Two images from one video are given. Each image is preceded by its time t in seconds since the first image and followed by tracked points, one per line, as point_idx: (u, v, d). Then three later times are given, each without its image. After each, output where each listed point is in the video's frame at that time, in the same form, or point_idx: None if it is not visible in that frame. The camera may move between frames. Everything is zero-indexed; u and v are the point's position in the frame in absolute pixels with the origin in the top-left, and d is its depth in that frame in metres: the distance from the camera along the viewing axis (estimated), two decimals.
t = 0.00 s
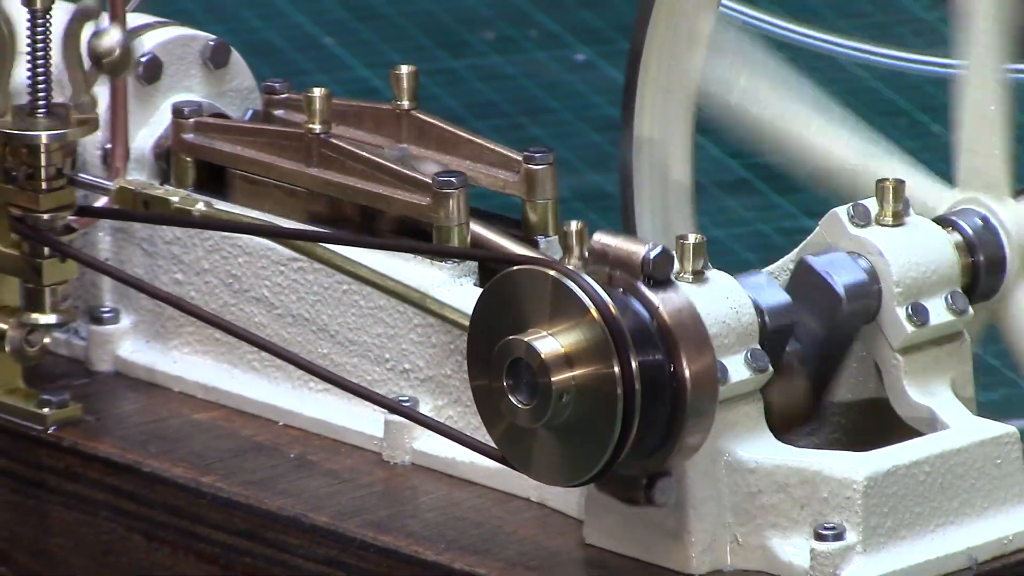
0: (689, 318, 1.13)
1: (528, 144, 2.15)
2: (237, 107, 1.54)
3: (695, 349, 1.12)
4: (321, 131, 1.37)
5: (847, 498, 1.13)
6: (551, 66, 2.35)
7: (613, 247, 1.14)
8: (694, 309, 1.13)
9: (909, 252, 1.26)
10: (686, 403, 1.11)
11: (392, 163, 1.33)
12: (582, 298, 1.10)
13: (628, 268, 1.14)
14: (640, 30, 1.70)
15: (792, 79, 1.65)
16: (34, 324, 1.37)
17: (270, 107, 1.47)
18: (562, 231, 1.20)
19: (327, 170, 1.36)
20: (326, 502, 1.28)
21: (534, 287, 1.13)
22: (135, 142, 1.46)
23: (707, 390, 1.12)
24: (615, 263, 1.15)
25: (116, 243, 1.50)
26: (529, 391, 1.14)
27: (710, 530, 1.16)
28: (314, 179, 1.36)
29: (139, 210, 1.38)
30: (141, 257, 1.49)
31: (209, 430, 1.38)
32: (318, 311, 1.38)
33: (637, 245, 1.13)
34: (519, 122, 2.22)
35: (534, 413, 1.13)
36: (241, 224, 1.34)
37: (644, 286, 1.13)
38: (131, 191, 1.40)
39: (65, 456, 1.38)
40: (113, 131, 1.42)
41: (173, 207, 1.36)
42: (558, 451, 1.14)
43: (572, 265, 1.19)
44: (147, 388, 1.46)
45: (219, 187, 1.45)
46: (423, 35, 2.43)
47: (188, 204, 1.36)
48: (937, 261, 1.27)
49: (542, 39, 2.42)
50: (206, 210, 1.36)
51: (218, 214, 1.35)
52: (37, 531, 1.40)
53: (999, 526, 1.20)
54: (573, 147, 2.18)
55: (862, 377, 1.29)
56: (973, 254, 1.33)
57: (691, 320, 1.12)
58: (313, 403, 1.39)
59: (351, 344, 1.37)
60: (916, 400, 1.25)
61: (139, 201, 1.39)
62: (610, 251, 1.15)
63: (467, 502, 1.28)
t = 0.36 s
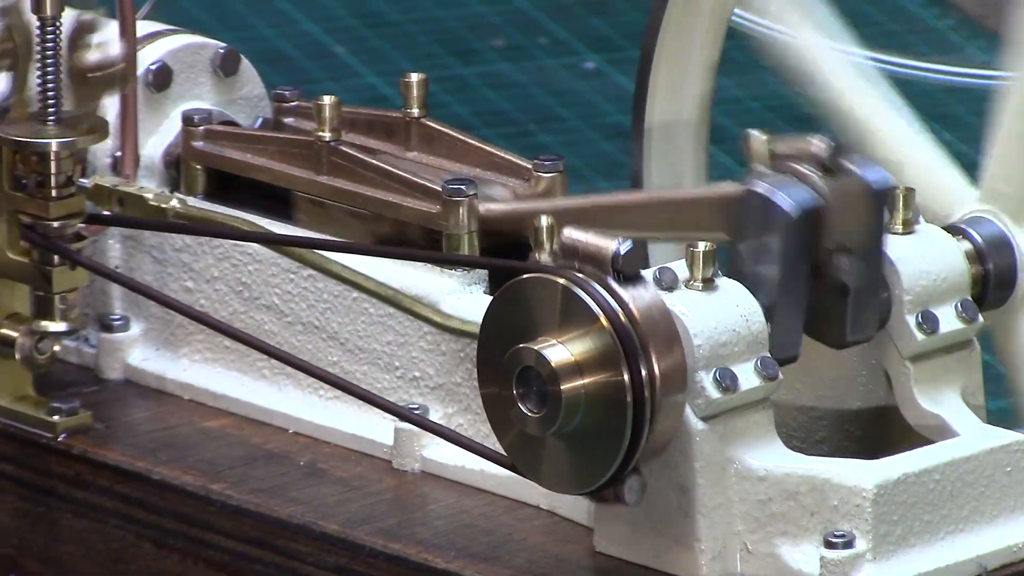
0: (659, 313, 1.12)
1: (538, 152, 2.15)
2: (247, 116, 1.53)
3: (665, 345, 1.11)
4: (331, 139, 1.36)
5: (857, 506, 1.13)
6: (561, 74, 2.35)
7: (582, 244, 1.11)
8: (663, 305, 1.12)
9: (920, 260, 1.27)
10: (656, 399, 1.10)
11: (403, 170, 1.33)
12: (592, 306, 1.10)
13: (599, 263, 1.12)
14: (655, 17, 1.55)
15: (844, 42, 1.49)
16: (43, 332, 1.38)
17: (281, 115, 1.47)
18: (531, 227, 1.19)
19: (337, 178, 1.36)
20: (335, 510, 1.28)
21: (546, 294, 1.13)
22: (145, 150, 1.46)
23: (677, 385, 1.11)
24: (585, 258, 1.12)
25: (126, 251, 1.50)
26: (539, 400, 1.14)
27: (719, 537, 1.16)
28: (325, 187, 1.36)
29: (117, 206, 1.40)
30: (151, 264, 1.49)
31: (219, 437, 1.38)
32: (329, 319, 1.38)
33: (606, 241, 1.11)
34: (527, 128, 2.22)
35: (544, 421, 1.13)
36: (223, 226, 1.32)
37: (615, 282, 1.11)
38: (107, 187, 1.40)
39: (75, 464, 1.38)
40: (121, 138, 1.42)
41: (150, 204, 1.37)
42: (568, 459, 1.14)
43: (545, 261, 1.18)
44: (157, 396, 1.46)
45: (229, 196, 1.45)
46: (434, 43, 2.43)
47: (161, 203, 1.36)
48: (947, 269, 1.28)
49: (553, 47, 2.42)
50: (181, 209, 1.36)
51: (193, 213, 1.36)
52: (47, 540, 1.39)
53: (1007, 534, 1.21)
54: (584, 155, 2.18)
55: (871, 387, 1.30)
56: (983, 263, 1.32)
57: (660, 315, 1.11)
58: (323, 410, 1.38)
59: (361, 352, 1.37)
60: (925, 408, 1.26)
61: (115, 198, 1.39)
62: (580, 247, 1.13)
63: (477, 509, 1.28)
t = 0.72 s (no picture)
0: (701, 300, 1.11)
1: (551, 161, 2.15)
2: (259, 124, 1.53)
3: (707, 331, 1.10)
4: (343, 148, 1.36)
5: (867, 515, 1.13)
6: (574, 83, 2.34)
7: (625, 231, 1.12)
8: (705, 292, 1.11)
9: (931, 269, 1.28)
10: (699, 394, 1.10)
11: (414, 180, 1.33)
12: (603, 314, 1.09)
13: (639, 253, 1.12)
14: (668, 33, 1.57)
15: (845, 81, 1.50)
16: (54, 341, 1.37)
17: (292, 123, 1.46)
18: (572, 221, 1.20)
19: (349, 187, 1.36)
20: (347, 519, 1.27)
21: (556, 303, 1.12)
22: (156, 158, 1.46)
23: (720, 371, 1.11)
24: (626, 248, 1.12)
25: (138, 260, 1.50)
26: (550, 409, 1.13)
27: (731, 546, 1.16)
28: (336, 196, 1.36)
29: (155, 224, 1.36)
30: (162, 273, 1.49)
31: (231, 445, 1.38)
32: (340, 328, 1.38)
33: (646, 230, 1.12)
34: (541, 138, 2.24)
35: (555, 429, 1.13)
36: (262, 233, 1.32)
37: (655, 269, 1.11)
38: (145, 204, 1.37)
39: (86, 473, 1.37)
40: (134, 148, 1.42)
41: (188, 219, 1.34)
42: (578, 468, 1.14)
43: (584, 254, 1.18)
44: (168, 404, 1.45)
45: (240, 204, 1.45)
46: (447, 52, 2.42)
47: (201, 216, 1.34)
48: (957, 278, 1.29)
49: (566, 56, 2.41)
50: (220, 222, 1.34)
51: (230, 225, 1.34)
52: (58, 547, 1.40)
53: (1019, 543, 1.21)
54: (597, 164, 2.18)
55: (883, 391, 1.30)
56: (994, 271, 1.32)
57: (703, 304, 1.11)
58: (334, 420, 1.38)
59: (373, 361, 1.37)
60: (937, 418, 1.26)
61: (154, 215, 1.36)
62: (620, 234, 1.13)
63: (488, 518, 1.27)
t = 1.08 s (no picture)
0: (703, 361, 1.12)
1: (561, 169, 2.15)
2: (269, 132, 1.52)
3: (707, 389, 1.11)
4: (353, 156, 1.36)
5: (878, 523, 1.13)
6: (584, 92, 2.34)
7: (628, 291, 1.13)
8: (709, 351, 1.12)
9: (942, 277, 1.27)
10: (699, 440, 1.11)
11: (425, 187, 1.33)
12: (613, 322, 1.10)
13: (644, 312, 1.13)
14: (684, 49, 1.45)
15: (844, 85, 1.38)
16: (65, 349, 1.37)
17: (302, 132, 1.46)
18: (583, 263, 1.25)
19: (360, 195, 1.36)
20: (357, 526, 1.27)
21: (567, 312, 1.13)
22: (167, 166, 1.45)
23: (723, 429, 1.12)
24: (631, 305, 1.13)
25: (148, 267, 1.49)
26: (561, 417, 1.13)
27: (740, 555, 1.17)
28: (347, 204, 1.36)
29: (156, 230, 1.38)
30: (173, 281, 1.48)
31: (241, 453, 1.38)
32: (351, 335, 1.38)
33: (652, 291, 1.12)
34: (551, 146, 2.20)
35: (566, 439, 1.12)
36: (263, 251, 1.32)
37: (660, 332, 1.12)
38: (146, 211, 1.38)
39: (97, 481, 1.37)
40: (144, 155, 1.39)
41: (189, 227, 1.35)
42: (589, 476, 1.14)
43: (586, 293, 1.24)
44: (179, 412, 1.45)
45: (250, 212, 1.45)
46: (456, 60, 2.42)
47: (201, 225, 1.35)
48: (968, 287, 1.28)
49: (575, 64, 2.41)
50: (222, 231, 1.35)
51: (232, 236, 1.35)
52: (69, 556, 1.40)
53: None
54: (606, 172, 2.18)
55: (893, 403, 1.32)
56: (1004, 279, 1.32)
57: (704, 363, 1.12)
58: (345, 427, 1.38)
59: (383, 369, 1.37)
60: (946, 425, 1.27)
61: (155, 222, 1.38)
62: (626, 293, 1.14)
63: (498, 526, 1.27)
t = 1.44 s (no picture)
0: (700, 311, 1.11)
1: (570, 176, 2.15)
2: (279, 140, 1.52)
3: (705, 341, 1.10)
4: (363, 164, 1.36)
5: (887, 531, 1.14)
6: (593, 100, 2.34)
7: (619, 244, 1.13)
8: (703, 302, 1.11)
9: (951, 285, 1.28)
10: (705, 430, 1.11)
11: (435, 196, 1.33)
12: (623, 330, 1.09)
13: (638, 262, 1.12)
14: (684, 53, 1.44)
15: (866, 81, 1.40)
16: (75, 357, 1.37)
17: (312, 140, 1.46)
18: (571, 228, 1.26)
19: (369, 204, 1.36)
20: (366, 534, 1.27)
21: (575, 320, 1.13)
22: (176, 174, 1.45)
23: (715, 384, 1.11)
24: (624, 258, 1.13)
25: (158, 276, 1.49)
26: (570, 425, 1.13)
27: (750, 562, 1.16)
28: (357, 212, 1.36)
29: (156, 233, 1.39)
30: (182, 289, 1.48)
31: (251, 461, 1.38)
32: (360, 343, 1.38)
33: (646, 239, 1.12)
34: (560, 154, 2.20)
35: (575, 447, 1.12)
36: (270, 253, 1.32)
37: (653, 279, 1.12)
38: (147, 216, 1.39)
39: (106, 489, 1.37)
40: (156, 161, 1.39)
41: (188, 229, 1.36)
42: (599, 483, 1.14)
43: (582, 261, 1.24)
44: (189, 420, 1.45)
45: (261, 219, 1.44)
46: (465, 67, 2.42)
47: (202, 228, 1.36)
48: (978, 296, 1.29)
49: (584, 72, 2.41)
50: (223, 232, 1.36)
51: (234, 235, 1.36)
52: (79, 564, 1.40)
53: None
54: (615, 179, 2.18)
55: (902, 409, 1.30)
56: (1014, 288, 1.32)
57: (700, 313, 1.11)
58: (354, 435, 1.38)
59: (393, 377, 1.37)
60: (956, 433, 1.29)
61: (155, 227, 1.38)
62: (618, 244, 1.14)
63: (508, 534, 1.27)
